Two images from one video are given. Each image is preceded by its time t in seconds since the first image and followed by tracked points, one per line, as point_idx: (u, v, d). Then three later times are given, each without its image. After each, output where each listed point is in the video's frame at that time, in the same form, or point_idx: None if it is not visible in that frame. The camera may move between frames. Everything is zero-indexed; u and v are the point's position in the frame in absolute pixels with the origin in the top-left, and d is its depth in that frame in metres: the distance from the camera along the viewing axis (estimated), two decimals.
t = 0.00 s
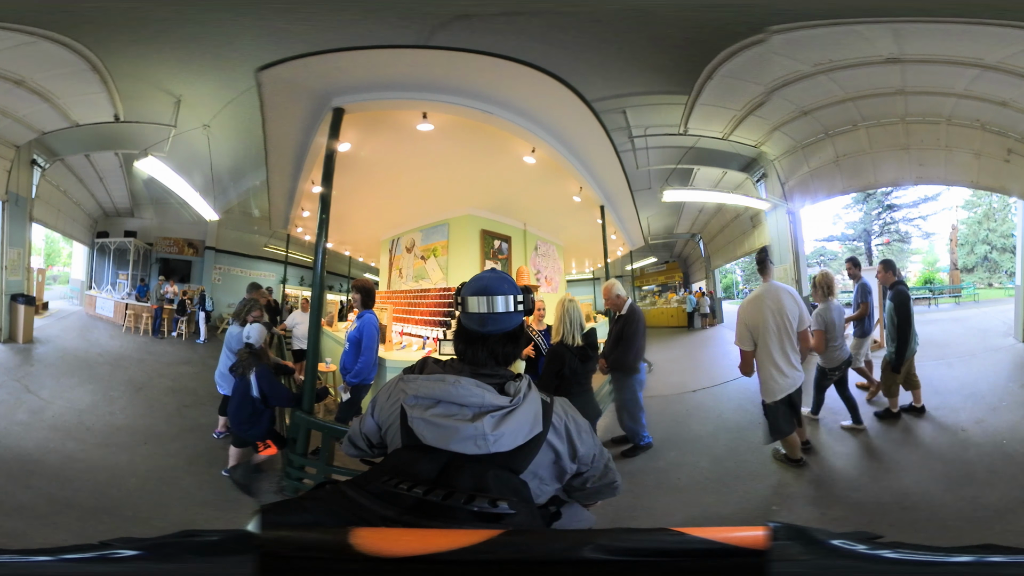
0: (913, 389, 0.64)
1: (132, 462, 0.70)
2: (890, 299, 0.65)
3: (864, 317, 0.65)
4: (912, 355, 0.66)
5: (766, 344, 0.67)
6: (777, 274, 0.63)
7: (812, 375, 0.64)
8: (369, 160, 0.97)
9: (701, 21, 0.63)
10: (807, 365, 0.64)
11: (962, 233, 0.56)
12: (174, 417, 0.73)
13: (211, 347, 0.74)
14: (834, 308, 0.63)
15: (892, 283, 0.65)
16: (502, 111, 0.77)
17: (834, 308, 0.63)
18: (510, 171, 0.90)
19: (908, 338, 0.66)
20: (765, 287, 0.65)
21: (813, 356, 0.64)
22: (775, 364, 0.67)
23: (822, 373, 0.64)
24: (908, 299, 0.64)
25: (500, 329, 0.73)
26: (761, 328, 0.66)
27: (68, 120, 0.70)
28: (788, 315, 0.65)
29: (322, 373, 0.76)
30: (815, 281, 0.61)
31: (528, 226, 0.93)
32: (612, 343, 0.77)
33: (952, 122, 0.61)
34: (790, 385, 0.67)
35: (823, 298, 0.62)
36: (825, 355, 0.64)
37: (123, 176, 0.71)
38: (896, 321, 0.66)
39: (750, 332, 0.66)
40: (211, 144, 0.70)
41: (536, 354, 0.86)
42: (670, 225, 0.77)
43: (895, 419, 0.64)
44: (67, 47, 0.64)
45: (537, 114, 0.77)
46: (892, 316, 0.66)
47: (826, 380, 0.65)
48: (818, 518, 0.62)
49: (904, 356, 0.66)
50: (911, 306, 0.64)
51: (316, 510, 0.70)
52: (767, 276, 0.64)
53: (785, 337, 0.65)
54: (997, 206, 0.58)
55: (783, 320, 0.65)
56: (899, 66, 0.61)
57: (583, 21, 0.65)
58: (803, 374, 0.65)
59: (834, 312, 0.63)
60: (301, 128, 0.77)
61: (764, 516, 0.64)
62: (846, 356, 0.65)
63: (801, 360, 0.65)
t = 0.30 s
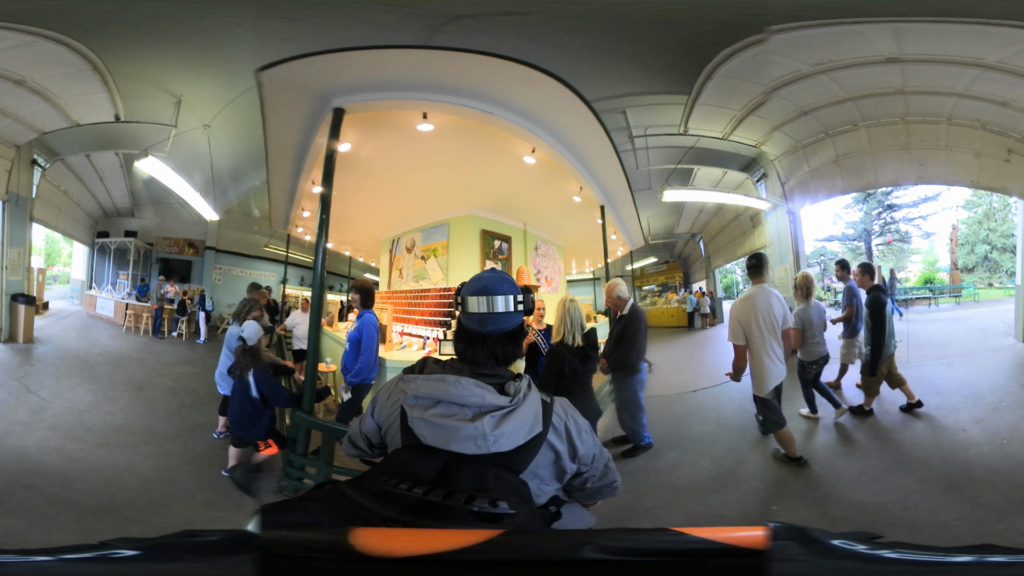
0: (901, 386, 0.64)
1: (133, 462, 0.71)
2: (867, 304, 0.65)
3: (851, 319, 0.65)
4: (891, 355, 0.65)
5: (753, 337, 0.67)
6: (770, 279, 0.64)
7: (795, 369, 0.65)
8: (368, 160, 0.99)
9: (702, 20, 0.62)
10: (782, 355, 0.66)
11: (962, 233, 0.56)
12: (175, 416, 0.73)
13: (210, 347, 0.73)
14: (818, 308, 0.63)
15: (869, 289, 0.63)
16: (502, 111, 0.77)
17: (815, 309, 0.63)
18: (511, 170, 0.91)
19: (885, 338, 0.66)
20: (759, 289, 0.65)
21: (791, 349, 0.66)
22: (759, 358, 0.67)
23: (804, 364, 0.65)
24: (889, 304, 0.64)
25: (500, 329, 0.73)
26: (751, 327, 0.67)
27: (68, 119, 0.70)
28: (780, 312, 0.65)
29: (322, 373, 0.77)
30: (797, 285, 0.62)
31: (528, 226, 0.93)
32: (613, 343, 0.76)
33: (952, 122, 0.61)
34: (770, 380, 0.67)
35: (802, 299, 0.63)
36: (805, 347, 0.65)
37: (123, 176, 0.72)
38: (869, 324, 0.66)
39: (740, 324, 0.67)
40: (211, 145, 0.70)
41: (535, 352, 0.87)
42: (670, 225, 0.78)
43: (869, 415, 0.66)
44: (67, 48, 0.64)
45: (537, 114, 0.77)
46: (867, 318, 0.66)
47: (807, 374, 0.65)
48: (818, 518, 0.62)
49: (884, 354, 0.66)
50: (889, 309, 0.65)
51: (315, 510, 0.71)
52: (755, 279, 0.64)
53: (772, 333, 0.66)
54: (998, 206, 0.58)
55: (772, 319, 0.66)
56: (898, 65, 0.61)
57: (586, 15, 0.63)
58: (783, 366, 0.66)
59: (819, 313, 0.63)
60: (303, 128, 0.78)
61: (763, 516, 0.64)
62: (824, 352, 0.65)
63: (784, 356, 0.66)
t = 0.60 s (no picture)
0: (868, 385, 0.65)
1: (133, 461, 0.71)
2: (842, 304, 0.66)
3: (831, 320, 0.67)
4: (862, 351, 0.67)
5: (744, 332, 0.71)
6: (760, 280, 0.66)
7: (786, 365, 0.68)
8: (368, 162, 0.94)
9: (701, 22, 0.63)
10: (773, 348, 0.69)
11: (962, 232, 0.56)
12: (175, 416, 0.73)
13: (210, 347, 0.73)
14: (803, 306, 0.66)
15: (844, 285, 0.65)
16: (503, 111, 0.77)
17: (801, 308, 0.66)
18: (511, 170, 0.90)
19: (857, 332, 0.67)
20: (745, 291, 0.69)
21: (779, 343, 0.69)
22: (750, 352, 0.70)
23: (796, 357, 0.68)
24: (864, 301, 0.65)
25: (500, 329, 0.73)
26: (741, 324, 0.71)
27: (68, 119, 0.70)
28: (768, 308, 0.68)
29: (322, 374, 0.75)
30: (785, 285, 0.65)
31: (528, 226, 0.93)
32: (613, 343, 0.75)
33: (951, 122, 0.61)
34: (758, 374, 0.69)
35: (791, 297, 0.66)
36: (793, 342, 0.68)
37: (123, 176, 0.72)
38: (841, 322, 0.67)
39: (731, 319, 0.71)
40: (211, 145, 0.70)
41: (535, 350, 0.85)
42: (670, 225, 0.77)
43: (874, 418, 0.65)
44: (67, 47, 0.64)
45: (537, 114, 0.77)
46: (840, 317, 0.67)
47: (799, 368, 0.68)
48: (817, 517, 0.63)
49: (860, 349, 0.67)
50: (864, 306, 0.65)
51: (316, 510, 0.70)
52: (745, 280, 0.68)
53: (761, 328, 0.70)
54: (997, 206, 0.58)
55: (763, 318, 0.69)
56: (899, 65, 0.61)
57: (582, 20, 0.65)
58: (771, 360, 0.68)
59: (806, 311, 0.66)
60: (301, 128, 0.76)
61: (763, 516, 0.64)
62: (812, 347, 0.68)
63: (773, 351, 0.69)
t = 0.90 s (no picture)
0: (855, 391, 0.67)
1: (133, 461, 0.71)
2: (824, 303, 0.67)
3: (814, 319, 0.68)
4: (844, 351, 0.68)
5: (734, 328, 0.70)
6: (753, 280, 0.67)
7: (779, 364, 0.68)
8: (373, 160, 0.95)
9: (703, 19, 0.62)
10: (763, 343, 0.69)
11: (962, 232, 0.56)
12: (176, 416, 0.73)
13: (210, 347, 0.73)
14: (795, 304, 0.67)
15: (827, 287, 0.65)
16: (502, 111, 0.77)
17: (792, 306, 0.67)
18: (511, 170, 0.91)
19: (836, 331, 0.69)
20: (735, 289, 0.69)
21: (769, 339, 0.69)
22: (741, 348, 0.69)
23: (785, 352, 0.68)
24: (845, 302, 0.66)
25: (500, 329, 0.73)
26: (733, 319, 0.70)
27: (68, 119, 0.70)
28: (760, 306, 0.68)
29: (322, 373, 0.74)
30: (776, 285, 0.66)
31: (528, 226, 0.93)
32: (612, 343, 0.75)
33: (952, 122, 0.61)
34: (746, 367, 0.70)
35: (780, 297, 0.67)
36: (782, 338, 0.68)
37: (123, 176, 0.72)
38: (823, 322, 0.68)
39: (723, 314, 0.70)
40: (211, 145, 0.70)
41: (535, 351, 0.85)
42: (670, 225, 0.77)
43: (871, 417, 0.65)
44: (66, 47, 0.64)
45: (537, 114, 0.77)
46: (822, 316, 0.68)
47: (792, 364, 0.68)
48: (818, 518, 0.63)
49: (841, 348, 0.68)
50: (844, 307, 0.66)
51: (315, 510, 0.70)
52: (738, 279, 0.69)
53: (753, 324, 0.69)
54: (997, 206, 0.58)
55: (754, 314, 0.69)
56: (898, 65, 0.61)
57: (583, 21, 0.65)
58: (765, 356, 0.69)
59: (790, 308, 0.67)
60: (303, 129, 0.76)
61: (763, 517, 0.64)
62: (801, 343, 0.68)
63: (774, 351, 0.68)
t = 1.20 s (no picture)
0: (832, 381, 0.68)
1: (133, 461, 0.71)
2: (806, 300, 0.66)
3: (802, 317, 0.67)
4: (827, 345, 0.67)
5: (727, 328, 0.72)
6: (741, 282, 0.67)
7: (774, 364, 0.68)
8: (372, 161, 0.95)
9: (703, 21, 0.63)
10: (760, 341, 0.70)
11: (961, 232, 0.56)
12: (175, 416, 0.73)
13: (210, 347, 0.73)
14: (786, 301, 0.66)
15: (810, 285, 0.65)
16: (502, 111, 0.77)
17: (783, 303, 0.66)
18: (512, 170, 0.91)
19: (821, 330, 0.67)
20: (727, 291, 0.69)
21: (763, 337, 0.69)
22: (732, 346, 0.72)
23: (780, 351, 0.68)
24: (828, 298, 0.65)
25: (500, 329, 0.73)
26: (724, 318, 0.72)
27: (68, 119, 0.70)
28: (750, 305, 0.69)
29: (322, 373, 0.74)
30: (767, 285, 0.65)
31: (528, 226, 0.93)
32: (613, 343, 0.75)
33: (951, 121, 0.61)
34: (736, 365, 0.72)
35: (773, 296, 0.66)
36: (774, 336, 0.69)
37: (123, 176, 0.72)
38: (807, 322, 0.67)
39: (716, 314, 0.71)
40: (211, 145, 0.70)
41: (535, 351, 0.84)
42: (670, 225, 0.76)
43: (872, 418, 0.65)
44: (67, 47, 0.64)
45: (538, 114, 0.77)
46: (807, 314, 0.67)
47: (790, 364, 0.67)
48: (818, 518, 0.63)
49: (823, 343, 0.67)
50: (827, 303, 0.65)
51: (316, 510, 0.71)
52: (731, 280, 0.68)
53: (745, 323, 0.71)
54: (997, 206, 0.58)
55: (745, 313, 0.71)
56: (898, 65, 0.61)
57: (583, 20, 0.64)
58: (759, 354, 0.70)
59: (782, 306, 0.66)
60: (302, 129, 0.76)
61: (763, 516, 0.64)
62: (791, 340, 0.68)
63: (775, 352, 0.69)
